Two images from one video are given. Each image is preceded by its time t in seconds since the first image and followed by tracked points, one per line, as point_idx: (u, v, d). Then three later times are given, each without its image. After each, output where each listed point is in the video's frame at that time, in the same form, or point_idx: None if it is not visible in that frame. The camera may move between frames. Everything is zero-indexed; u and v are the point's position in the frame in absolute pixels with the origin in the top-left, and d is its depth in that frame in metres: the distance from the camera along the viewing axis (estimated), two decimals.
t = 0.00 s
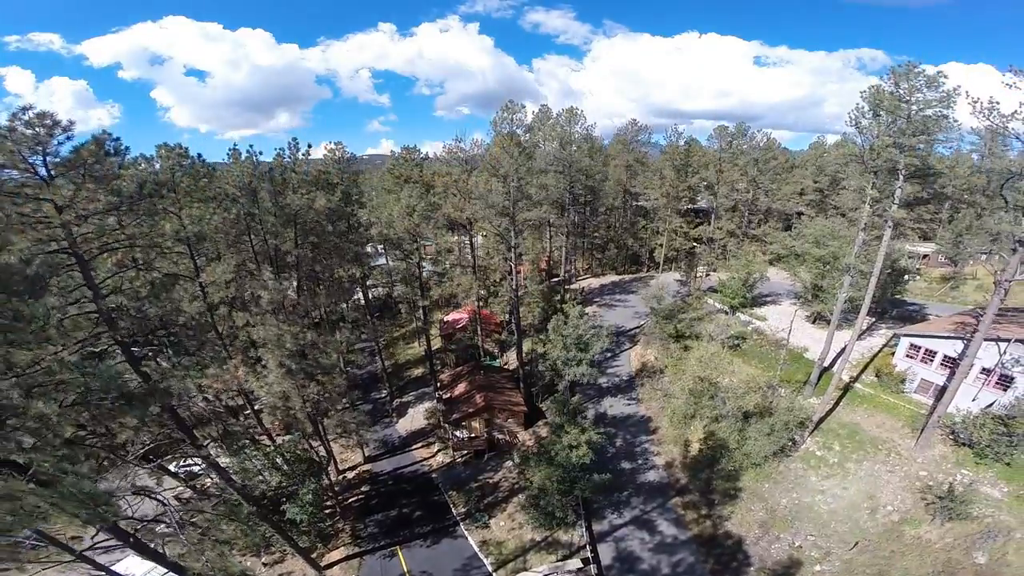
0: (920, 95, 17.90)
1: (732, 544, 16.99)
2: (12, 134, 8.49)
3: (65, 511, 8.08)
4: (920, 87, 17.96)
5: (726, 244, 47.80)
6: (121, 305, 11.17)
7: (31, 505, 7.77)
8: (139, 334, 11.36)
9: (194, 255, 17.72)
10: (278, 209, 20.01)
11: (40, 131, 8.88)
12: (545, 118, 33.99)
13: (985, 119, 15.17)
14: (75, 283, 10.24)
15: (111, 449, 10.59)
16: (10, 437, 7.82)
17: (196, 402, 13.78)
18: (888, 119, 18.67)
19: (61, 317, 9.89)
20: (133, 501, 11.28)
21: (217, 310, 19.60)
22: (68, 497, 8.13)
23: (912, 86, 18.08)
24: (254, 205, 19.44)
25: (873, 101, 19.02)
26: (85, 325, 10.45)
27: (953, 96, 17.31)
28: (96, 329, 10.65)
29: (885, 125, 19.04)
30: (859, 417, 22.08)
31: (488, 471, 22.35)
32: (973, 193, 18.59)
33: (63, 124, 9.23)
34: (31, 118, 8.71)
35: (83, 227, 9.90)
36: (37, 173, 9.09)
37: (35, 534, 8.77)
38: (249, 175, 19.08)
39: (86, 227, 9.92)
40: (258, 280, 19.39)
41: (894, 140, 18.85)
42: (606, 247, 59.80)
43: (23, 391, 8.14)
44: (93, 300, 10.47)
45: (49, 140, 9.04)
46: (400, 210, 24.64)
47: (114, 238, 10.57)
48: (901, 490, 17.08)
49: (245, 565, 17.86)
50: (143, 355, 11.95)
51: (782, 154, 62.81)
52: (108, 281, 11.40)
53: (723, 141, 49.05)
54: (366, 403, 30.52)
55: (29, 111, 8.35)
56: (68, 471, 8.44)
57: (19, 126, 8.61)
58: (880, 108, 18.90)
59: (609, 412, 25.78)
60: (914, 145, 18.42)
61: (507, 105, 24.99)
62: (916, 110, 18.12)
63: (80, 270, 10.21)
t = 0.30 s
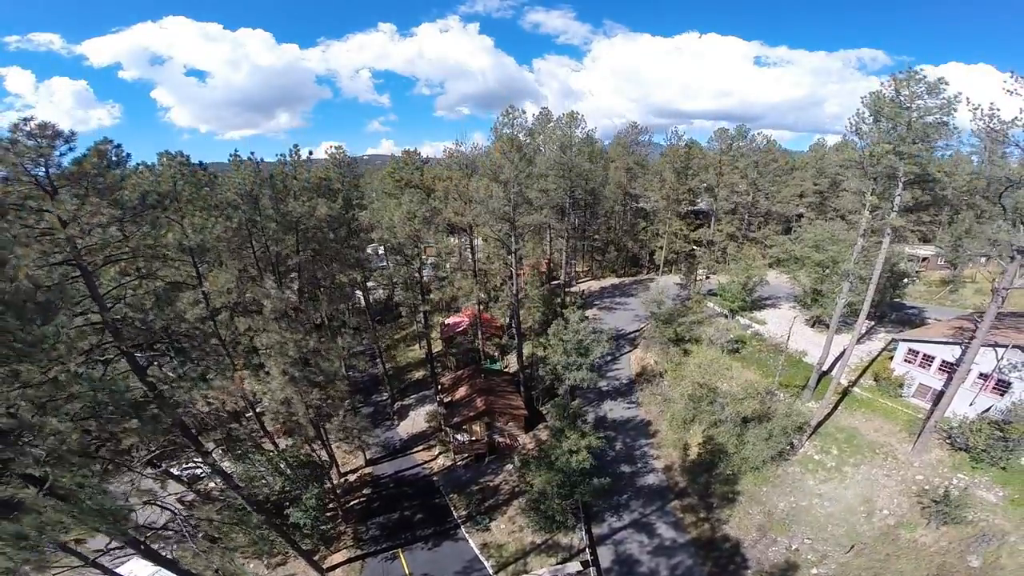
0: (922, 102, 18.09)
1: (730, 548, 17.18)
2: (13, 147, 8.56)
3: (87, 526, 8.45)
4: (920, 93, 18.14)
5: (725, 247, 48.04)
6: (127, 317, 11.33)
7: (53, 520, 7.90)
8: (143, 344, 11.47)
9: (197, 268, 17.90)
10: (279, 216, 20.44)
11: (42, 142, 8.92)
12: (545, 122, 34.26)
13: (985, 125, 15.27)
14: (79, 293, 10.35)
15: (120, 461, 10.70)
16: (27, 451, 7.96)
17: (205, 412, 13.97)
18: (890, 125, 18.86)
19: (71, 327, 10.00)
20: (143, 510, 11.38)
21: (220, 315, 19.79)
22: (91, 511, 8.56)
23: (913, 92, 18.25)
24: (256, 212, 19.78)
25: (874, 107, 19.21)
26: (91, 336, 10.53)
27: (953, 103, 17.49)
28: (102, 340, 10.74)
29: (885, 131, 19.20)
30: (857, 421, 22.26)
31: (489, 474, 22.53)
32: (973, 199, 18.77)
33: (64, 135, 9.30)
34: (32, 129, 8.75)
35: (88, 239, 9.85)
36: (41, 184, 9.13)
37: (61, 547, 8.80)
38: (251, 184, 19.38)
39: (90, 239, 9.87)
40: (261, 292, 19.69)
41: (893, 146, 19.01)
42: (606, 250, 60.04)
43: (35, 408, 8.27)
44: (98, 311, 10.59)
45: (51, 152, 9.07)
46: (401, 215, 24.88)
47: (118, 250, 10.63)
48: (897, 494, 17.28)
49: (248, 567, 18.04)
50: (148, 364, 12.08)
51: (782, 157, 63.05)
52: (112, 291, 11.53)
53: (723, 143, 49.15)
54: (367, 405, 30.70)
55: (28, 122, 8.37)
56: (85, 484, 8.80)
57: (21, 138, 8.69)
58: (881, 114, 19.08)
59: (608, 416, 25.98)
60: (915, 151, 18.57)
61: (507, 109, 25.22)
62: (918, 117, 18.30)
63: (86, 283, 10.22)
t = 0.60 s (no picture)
0: (922, 109, 18.31)
1: (727, 551, 17.36)
2: (15, 160, 8.73)
3: (107, 539, 8.56)
4: (920, 100, 18.34)
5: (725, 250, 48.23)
6: (133, 329, 11.45)
7: (73, 533, 8.04)
8: (149, 355, 11.55)
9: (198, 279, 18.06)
10: (284, 225, 20.70)
11: (43, 153, 9.10)
12: (546, 127, 34.48)
13: (985, 130, 15.44)
14: (85, 305, 10.46)
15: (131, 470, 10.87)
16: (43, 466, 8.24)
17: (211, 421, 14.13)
18: (891, 130, 19.04)
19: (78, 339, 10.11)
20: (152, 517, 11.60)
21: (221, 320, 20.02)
22: (113, 525, 8.74)
23: (914, 99, 18.43)
24: (258, 218, 19.95)
25: (875, 112, 19.42)
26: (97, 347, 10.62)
27: (952, 111, 17.69)
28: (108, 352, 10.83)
29: (885, 137, 19.38)
30: (855, 425, 22.44)
31: (489, 477, 22.72)
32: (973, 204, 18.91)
33: (64, 145, 9.48)
34: (33, 140, 8.93)
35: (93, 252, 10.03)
36: (46, 197, 9.35)
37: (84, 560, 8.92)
38: (252, 193, 19.50)
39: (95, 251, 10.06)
40: (264, 303, 20.01)
41: (892, 152, 19.18)
42: (606, 253, 60.25)
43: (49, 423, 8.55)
44: (104, 323, 10.69)
45: (52, 163, 9.24)
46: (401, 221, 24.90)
47: (122, 261, 10.61)
48: (893, 498, 17.47)
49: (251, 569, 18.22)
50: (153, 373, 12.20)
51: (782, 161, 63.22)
52: (118, 303, 11.64)
53: (723, 146, 49.27)
54: (368, 408, 30.88)
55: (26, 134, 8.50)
56: (102, 498, 8.95)
57: (23, 150, 8.86)
58: (882, 120, 19.28)
59: (608, 420, 26.17)
60: (916, 158, 18.69)
61: (509, 114, 25.42)
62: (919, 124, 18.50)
63: (91, 295, 10.38)
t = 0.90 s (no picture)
0: (923, 116, 18.51)
1: (725, 554, 17.53)
2: (17, 174, 8.79)
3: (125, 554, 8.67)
4: (920, 106, 18.52)
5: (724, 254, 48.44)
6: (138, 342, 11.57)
7: (90, 546, 8.24)
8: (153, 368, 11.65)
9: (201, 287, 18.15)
10: (285, 232, 21.01)
11: (44, 164, 9.13)
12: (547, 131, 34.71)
13: (984, 138, 15.64)
14: (89, 317, 10.57)
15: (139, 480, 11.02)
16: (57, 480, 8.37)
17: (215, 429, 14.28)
18: (891, 137, 19.21)
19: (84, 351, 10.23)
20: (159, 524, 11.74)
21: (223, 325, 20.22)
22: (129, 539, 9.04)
23: (914, 105, 18.59)
24: (258, 226, 20.15)
25: (875, 118, 19.61)
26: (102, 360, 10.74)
27: (951, 119, 17.88)
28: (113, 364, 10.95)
29: (884, 144, 19.54)
30: (853, 430, 22.61)
31: (489, 480, 22.88)
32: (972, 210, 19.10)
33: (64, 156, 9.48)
34: (33, 151, 8.94)
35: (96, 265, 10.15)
36: (48, 209, 9.45)
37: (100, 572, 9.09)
38: (253, 202, 19.72)
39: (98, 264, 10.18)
40: (266, 310, 20.25)
41: (892, 158, 19.33)
42: (606, 256, 60.47)
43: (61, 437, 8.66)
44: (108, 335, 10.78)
45: (54, 176, 9.30)
46: (401, 226, 25.06)
47: (125, 273, 10.73)
48: (890, 502, 17.65)
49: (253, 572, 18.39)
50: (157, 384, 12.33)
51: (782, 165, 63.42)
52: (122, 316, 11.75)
53: (723, 150, 49.50)
54: (369, 411, 31.06)
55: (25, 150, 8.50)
56: (114, 511, 9.14)
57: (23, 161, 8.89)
58: (882, 126, 19.46)
59: (607, 424, 26.36)
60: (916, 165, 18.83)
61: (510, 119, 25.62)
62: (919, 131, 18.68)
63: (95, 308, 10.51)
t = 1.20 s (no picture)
0: (923, 123, 18.70)
1: (723, 558, 17.74)
2: (19, 189, 8.91)
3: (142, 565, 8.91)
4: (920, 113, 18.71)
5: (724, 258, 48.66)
6: (142, 353, 11.80)
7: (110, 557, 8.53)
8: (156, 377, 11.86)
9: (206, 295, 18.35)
10: (286, 239, 21.36)
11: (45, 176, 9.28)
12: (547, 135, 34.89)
13: (982, 147, 15.87)
14: (93, 329, 10.80)
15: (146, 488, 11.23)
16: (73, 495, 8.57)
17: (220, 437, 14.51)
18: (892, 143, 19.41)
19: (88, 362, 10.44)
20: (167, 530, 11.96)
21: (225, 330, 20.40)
22: (145, 552, 9.42)
23: (914, 112, 18.76)
24: (259, 234, 20.42)
25: (876, 124, 19.80)
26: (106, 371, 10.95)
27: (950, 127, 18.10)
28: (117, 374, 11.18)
29: (884, 150, 19.73)
30: (850, 434, 22.79)
31: (490, 484, 23.07)
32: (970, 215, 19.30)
33: (64, 170, 9.60)
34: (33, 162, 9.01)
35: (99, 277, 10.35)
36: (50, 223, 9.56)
37: None
38: (255, 209, 19.99)
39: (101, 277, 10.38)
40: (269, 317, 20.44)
41: (891, 165, 19.54)
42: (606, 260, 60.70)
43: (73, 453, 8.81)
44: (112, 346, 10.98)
45: (57, 191, 9.43)
46: (402, 231, 25.22)
47: (127, 286, 10.93)
48: (886, 506, 17.86)
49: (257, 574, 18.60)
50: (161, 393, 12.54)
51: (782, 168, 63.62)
52: (127, 327, 11.96)
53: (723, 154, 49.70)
54: (370, 414, 31.25)
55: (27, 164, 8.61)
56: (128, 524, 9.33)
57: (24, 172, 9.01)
58: (882, 132, 19.65)
59: (607, 427, 26.54)
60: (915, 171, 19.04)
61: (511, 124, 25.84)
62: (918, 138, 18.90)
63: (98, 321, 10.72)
